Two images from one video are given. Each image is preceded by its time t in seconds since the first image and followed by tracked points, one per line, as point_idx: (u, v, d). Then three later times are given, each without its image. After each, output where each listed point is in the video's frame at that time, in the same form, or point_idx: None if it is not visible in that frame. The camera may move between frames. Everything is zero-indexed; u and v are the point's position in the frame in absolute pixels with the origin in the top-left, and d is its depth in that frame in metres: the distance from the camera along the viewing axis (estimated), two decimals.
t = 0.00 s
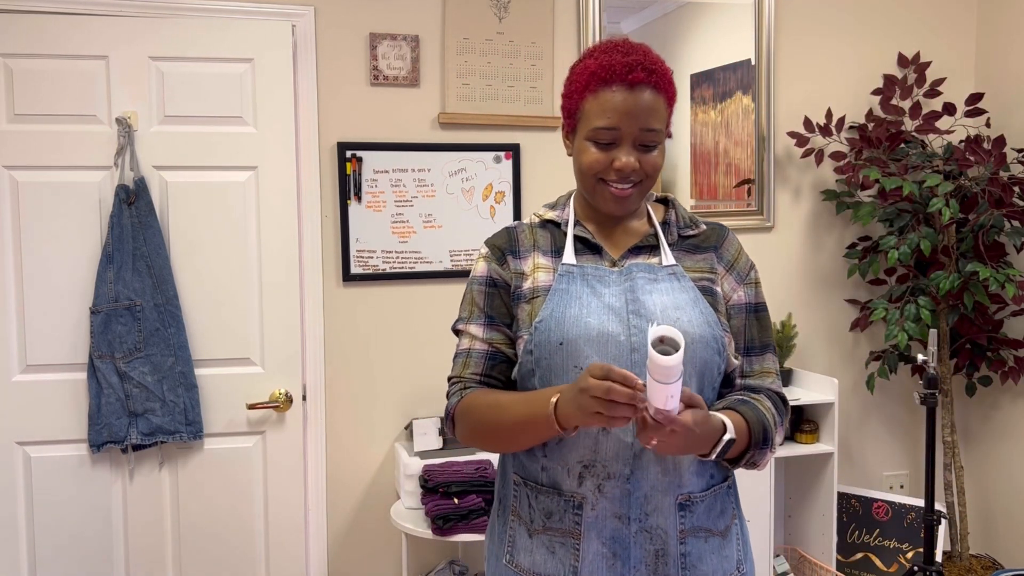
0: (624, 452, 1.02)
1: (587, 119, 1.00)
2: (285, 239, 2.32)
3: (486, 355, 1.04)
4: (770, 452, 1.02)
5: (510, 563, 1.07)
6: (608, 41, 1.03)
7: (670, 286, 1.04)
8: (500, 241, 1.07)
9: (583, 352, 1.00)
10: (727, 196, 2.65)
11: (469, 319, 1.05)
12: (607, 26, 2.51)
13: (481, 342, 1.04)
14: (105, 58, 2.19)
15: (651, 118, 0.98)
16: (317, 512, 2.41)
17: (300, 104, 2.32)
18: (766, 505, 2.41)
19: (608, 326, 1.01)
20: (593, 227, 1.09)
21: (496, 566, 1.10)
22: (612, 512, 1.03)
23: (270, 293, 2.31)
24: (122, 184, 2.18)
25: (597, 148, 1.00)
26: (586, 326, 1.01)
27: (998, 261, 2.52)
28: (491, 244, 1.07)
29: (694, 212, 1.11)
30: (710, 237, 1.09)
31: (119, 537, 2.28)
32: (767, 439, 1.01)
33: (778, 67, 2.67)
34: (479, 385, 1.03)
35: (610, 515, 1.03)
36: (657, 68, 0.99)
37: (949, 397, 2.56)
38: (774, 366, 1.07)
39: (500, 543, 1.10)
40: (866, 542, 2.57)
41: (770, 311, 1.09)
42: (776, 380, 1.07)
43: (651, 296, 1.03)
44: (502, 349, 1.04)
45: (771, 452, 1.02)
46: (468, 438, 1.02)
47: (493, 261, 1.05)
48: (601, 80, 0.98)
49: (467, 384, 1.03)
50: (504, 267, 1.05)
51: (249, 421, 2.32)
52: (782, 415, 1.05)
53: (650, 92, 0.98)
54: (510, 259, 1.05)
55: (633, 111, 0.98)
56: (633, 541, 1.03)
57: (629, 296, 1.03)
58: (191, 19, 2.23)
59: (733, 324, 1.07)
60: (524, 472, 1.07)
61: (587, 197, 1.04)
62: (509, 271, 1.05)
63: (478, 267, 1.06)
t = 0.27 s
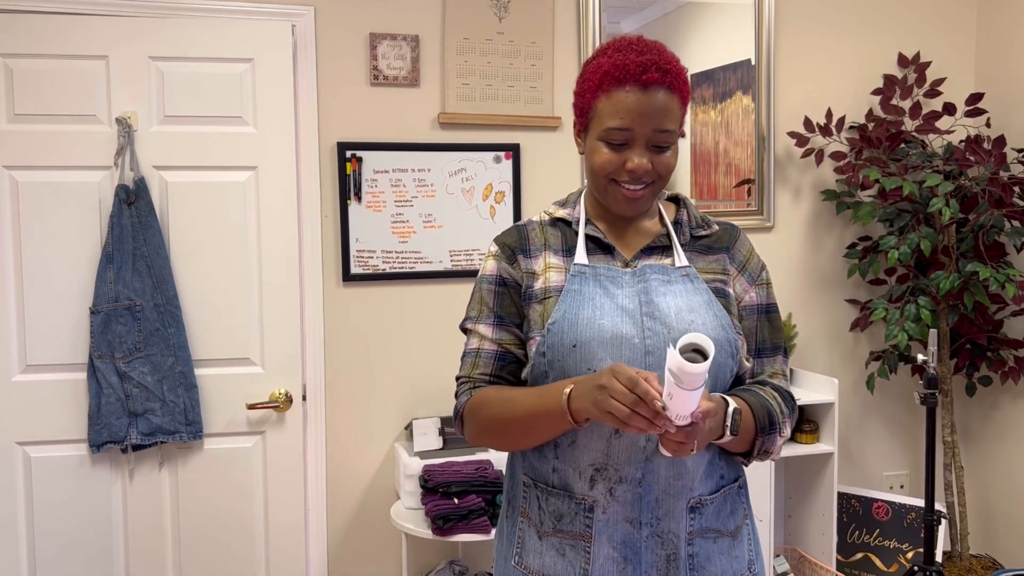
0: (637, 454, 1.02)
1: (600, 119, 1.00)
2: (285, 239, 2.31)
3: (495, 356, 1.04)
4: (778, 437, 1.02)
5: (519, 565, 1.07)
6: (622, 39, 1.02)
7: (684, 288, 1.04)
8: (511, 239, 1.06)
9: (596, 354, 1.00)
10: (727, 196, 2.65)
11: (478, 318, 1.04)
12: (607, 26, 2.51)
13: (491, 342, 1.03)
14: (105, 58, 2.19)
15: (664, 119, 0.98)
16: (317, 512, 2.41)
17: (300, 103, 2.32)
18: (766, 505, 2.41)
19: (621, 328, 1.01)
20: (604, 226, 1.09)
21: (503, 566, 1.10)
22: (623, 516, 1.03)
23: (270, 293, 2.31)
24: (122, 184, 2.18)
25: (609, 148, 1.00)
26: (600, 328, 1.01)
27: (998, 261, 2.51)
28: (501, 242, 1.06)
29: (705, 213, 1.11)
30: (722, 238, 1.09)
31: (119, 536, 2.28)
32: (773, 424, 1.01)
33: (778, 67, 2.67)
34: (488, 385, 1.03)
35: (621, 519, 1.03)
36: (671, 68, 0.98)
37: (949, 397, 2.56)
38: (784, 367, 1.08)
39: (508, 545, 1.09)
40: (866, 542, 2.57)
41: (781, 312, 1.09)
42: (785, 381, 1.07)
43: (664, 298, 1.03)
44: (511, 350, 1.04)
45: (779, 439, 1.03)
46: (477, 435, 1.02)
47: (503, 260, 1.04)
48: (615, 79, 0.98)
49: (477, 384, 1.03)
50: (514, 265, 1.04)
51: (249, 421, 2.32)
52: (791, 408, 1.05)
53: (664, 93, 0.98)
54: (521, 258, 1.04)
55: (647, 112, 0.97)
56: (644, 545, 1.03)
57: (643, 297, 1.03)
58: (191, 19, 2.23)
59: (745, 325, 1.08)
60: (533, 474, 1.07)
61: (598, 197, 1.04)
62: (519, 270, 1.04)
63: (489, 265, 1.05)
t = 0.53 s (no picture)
0: (642, 454, 1.02)
1: (607, 119, 1.00)
2: (285, 238, 2.31)
3: (503, 354, 1.04)
4: (783, 438, 1.02)
5: (523, 564, 1.07)
6: (630, 38, 1.02)
7: (691, 289, 1.04)
8: (518, 237, 1.06)
9: (603, 354, 1.00)
10: (727, 196, 2.65)
11: (485, 316, 1.04)
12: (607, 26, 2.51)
13: (498, 340, 1.03)
14: (105, 58, 2.19)
15: (672, 119, 0.98)
16: (317, 511, 2.42)
17: (300, 103, 2.32)
18: (766, 505, 2.41)
19: (627, 328, 1.01)
20: (611, 226, 1.09)
21: (508, 565, 1.10)
22: (628, 516, 1.03)
23: (270, 293, 2.31)
24: (122, 184, 2.18)
25: (615, 148, 1.00)
26: (606, 328, 1.01)
27: (999, 261, 2.51)
28: (509, 240, 1.06)
29: (713, 213, 1.11)
30: (729, 239, 1.09)
31: (119, 536, 2.28)
32: (778, 425, 1.01)
33: (778, 67, 2.67)
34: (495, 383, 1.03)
35: (626, 518, 1.03)
36: (679, 68, 0.98)
37: (949, 397, 2.56)
38: (791, 369, 1.08)
39: (513, 544, 1.09)
40: (866, 542, 2.57)
41: (788, 313, 1.09)
42: (793, 382, 1.07)
43: (671, 298, 1.03)
44: (518, 348, 1.04)
45: (785, 441, 1.03)
46: (481, 432, 1.02)
47: (511, 257, 1.04)
48: (622, 79, 0.98)
49: (483, 381, 1.03)
50: (521, 263, 1.04)
51: (248, 421, 2.32)
52: (797, 410, 1.04)
53: (672, 93, 0.98)
54: (528, 256, 1.04)
55: (654, 112, 0.97)
56: (648, 545, 1.03)
57: (650, 297, 1.03)
58: (190, 19, 2.23)
59: (752, 326, 1.08)
60: (539, 473, 1.07)
61: (604, 197, 1.04)
62: (526, 268, 1.04)
63: (496, 263, 1.05)
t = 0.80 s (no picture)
0: (642, 453, 1.02)
1: (610, 119, 1.00)
2: (285, 238, 2.31)
3: (505, 352, 1.04)
4: (782, 439, 1.02)
5: (523, 563, 1.07)
6: (634, 38, 1.02)
7: (692, 290, 1.04)
8: (520, 236, 1.06)
9: (604, 354, 1.00)
10: (727, 196, 2.65)
11: (488, 314, 1.04)
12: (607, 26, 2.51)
13: (501, 338, 1.03)
14: (105, 58, 2.19)
15: (675, 121, 0.98)
16: (317, 511, 2.41)
17: (300, 103, 2.32)
18: (766, 505, 2.41)
19: (629, 328, 1.01)
20: (613, 226, 1.09)
21: (508, 564, 1.10)
22: (627, 515, 1.03)
23: (270, 293, 2.31)
24: (122, 184, 2.18)
25: (618, 148, 1.00)
26: (607, 328, 1.00)
27: (999, 261, 2.51)
28: (511, 238, 1.06)
29: (716, 214, 1.10)
30: (732, 240, 1.09)
31: (119, 536, 2.27)
32: (778, 428, 1.01)
33: (778, 67, 2.67)
34: (498, 381, 1.03)
35: (625, 518, 1.03)
36: (683, 69, 0.98)
37: (949, 397, 2.56)
38: (793, 371, 1.07)
39: (513, 542, 1.09)
40: (866, 542, 2.57)
41: (791, 315, 1.09)
42: (794, 384, 1.07)
43: (672, 299, 1.03)
44: (521, 346, 1.04)
45: (785, 443, 1.03)
46: (480, 429, 1.03)
47: (513, 256, 1.05)
48: (625, 79, 0.98)
49: (485, 379, 1.03)
50: (523, 261, 1.04)
51: (249, 421, 2.32)
52: (798, 412, 1.04)
53: (675, 95, 0.98)
54: (530, 255, 1.05)
55: (656, 113, 0.97)
56: (647, 545, 1.03)
57: (652, 298, 1.03)
58: (190, 19, 2.22)
59: (754, 328, 1.08)
60: (539, 472, 1.07)
61: (606, 197, 1.04)
62: (529, 266, 1.04)
63: (499, 261, 1.05)
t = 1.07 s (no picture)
0: (640, 454, 1.02)
1: (609, 119, 1.00)
2: (285, 238, 2.31)
3: (501, 353, 1.04)
4: (782, 445, 1.02)
5: (520, 562, 1.07)
6: (635, 39, 1.02)
7: (691, 290, 1.04)
8: (519, 236, 1.06)
9: (603, 353, 1.00)
10: (728, 196, 2.65)
11: (484, 315, 1.04)
12: (607, 26, 2.51)
13: (497, 339, 1.04)
14: (105, 58, 2.19)
15: (674, 121, 0.98)
16: (317, 511, 2.41)
17: (300, 103, 2.32)
18: (767, 505, 2.41)
19: (627, 328, 1.01)
20: (612, 226, 1.09)
21: (506, 564, 1.10)
22: (625, 515, 1.03)
23: (270, 293, 2.31)
24: (122, 184, 2.18)
25: (616, 148, 1.00)
26: (605, 328, 1.00)
27: (999, 261, 2.51)
28: (509, 239, 1.06)
29: (715, 215, 1.11)
30: (731, 241, 1.09)
31: (119, 536, 2.27)
32: (778, 433, 1.01)
33: (778, 67, 2.67)
34: (493, 381, 1.04)
35: (623, 517, 1.02)
36: (683, 70, 0.98)
37: (949, 397, 2.56)
38: (791, 373, 1.08)
39: (511, 542, 1.09)
40: (866, 542, 2.57)
41: (790, 316, 1.09)
42: (792, 386, 1.07)
43: (671, 299, 1.02)
44: (517, 347, 1.05)
45: (784, 447, 1.03)
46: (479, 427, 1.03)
47: (511, 257, 1.05)
48: (624, 79, 0.98)
49: (481, 380, 1.03)
50: (521, 263, 1.05)
51: (249, 420, 2.32)
52: (797, 415, 1.04)
53: (674, 95, 0.98)
54: (529, 255, 1.05)
55: (655, 114, 0.97)
56: (645, 544, 1.03)
57: (650, 298, 1.03)
58: (190, 19, 2.23)
59: (752, 329, 1.08)
60: (537, 472, 1.07)
61: (605, 197, 1.05)
62: (527, 267, 1.04)
63: (497, 263, 1.05)
